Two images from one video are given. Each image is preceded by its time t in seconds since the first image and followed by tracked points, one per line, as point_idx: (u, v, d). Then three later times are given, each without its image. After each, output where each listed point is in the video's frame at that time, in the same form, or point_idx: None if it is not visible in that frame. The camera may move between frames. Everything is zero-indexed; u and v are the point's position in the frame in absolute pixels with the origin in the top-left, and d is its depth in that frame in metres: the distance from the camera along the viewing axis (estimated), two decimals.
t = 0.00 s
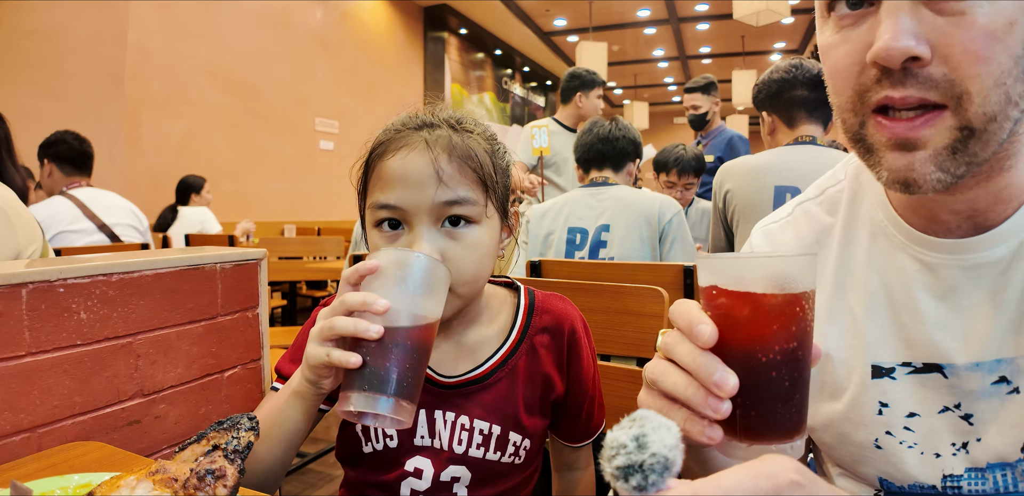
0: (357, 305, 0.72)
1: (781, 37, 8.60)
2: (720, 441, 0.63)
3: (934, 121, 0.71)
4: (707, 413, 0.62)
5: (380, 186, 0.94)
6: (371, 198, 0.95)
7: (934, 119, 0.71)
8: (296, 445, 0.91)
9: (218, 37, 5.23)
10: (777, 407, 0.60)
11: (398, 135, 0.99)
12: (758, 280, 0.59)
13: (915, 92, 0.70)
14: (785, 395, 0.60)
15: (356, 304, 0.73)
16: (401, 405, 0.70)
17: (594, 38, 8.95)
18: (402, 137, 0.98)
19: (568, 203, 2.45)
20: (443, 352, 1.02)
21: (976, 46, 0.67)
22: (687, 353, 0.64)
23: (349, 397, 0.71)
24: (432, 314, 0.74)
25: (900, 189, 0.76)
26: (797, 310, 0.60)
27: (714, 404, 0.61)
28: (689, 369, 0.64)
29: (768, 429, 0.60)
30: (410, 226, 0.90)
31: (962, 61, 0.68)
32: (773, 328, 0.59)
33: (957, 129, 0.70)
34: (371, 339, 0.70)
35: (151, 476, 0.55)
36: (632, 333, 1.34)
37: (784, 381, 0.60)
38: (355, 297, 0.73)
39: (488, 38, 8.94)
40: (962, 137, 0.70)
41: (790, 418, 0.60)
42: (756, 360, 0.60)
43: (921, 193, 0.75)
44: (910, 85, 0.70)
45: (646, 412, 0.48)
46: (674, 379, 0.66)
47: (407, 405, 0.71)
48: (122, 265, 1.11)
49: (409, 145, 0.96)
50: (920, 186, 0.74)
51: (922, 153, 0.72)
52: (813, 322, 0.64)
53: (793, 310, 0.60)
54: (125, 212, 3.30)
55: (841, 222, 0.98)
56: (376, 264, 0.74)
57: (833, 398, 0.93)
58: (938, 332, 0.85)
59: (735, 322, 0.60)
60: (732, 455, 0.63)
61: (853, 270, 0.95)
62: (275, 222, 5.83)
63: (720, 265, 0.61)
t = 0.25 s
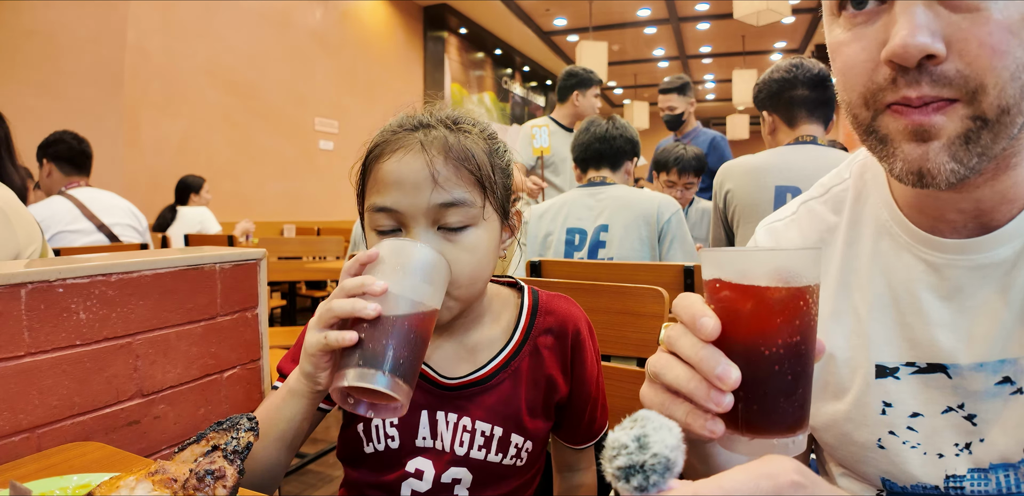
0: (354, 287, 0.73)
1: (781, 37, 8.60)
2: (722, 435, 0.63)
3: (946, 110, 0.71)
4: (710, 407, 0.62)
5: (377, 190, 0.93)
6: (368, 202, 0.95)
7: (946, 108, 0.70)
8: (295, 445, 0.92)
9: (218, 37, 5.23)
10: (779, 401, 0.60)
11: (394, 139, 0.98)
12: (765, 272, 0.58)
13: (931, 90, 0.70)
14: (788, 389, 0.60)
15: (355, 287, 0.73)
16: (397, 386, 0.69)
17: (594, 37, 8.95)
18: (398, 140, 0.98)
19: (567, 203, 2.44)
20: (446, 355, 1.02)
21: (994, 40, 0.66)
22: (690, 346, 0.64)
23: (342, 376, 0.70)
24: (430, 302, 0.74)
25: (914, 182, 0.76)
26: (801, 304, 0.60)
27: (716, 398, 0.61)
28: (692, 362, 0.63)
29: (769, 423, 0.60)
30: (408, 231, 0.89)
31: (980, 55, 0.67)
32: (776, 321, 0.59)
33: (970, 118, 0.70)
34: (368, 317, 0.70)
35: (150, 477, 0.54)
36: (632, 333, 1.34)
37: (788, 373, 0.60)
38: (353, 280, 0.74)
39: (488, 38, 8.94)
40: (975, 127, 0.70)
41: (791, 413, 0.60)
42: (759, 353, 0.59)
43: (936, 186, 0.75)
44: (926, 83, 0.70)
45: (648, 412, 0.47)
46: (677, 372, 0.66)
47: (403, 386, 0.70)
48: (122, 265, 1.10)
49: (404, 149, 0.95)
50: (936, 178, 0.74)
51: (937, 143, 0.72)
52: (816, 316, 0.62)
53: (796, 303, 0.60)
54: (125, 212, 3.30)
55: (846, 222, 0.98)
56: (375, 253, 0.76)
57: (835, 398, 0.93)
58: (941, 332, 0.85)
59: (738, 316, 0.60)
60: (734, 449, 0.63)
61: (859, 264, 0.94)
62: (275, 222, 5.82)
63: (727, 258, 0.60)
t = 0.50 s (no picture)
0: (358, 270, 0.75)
1: (781, 37, 8.60)
2: (716, 399, 0.64)
3: (919, 143, 0.73)
4: (706, 369, 0.63)
5: (378, 194, 0.94)
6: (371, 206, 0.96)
7: (919, 141, 0.72)
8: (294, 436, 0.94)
9: (218, 37, 5.23)
10: (776, 372, 0.59)
11: (394, 142, 0.99)
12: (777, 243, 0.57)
13: (901, 124, 0.72)
14: (787, 361, 0.59)
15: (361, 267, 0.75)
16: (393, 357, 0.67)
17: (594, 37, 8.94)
18: (397, 144, 0.98)
19: (565, 204, 2.44)
20: (451, 355, 1.02)
21: (955, 81, 0.67)
22: (695, 307, 0.64)
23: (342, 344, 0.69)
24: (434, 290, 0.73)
25: (898, 197, 0.80)
26: (811, 276, 0.58)
27: (712, 360, 0.62)
28: (695, 322, 0.64)
29: (768, 397, 0.59)
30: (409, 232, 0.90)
31: (944, 94, 0.68)
32: (783, 291, 0.58)
33: (939, 149, 0.72)
34: (370, 291, 0.71)
35: (150, 477, 0.54)
36: (632, 333, 1.34)
37: (787, 347, 0.59)
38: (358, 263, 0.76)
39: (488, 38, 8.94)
40: (947, 157, 0.72)
41: (789, 392, 0.60)
42: (762, 320, 0.59)
43: (915, 203, 0.78)
44: (896, 118, 0.71)
45: (648, 413, 0.48)
46: (679, 331, 0.67)
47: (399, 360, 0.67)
48: (122, 265, 1.10)
49: (403, 151, 0.95)
50: (915, 196, 0.77)
51: (915, 169, 0.75)
52: (826, 291, 0.61)
53: (807, 274, 0.58)
54: (124, 213, 3.30)
55: (855, 215, 0.99)
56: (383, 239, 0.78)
57: (841, 387, 0.93)
58: (950, 323, 0.85)
59: (746, 284, 0.60)
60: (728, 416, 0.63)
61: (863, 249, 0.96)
62: (275, 222, 5.82)
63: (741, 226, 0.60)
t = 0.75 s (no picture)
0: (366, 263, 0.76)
1: (781, 37, 8.60)
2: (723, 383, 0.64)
3: (918, 149, 0.73)
4: (716, 351, 0.63)
5: (386, 196, 0.94)
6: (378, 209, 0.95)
7: (918, 147, 0.73)
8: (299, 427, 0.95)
9: (218, 36, 5.23)
10: (785, 359, 0.59)
11: (402, 145, 0.99)
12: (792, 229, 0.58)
13: (897, 128, 0.72)
14: (797, 347, 0.59)
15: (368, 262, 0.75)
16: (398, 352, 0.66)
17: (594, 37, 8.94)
18: (405, 146, 0.98)
19: (565, 204, 2.43)
20: (457, 356, 1.03)
21: (949, 86, 0.68)
22: (709, 289, 0.65)
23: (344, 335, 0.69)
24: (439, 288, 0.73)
25: (898, 199, 0.80)
26: (828, 265, 0.58)
27: (722, 343, 0.62)
28: (708, 305, 0.64)
29: (772, 383, 0.60)
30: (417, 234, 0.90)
31: (939, 99, 0.68)
32: (799, 278, 0.58)
33: (939, 155, 0.72)
34: (375, 285, 0.71)
35: (150, 477, 0.54)
36: (632, 334, 1.34)
37: (798, 332, 0.58)
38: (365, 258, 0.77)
39: (488, 38, 8.93)
40: (945, 161, 0.73)
41: (796, 381, 0.60)
42: (775, 305, 0.59)
43: (916, 205, 0.79)
44: (892, 123, 0.72)
45: (648, 414, 0.47)
46: (691, 313, 0.67)
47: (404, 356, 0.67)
48: (122, 265, 1.10)
49: (411, 153, 0.95)
50: (915, 199, 0.78)
51: (914, 175, 0.75)
52: (843, 284, 0.60)
53: (823, 263, 0.58)
54: (125, 213, 3.29)
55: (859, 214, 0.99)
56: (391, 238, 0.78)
57: (842, 385, 0.94)
58: (953, 321, 0.86)
59: (762, 270, 0.60)
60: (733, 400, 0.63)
61: (876, 253, 0.94)
62: (275, 222, 5.83)
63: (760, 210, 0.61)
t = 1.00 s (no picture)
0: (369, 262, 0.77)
1: (781, 37, 8.60)
2: (736, 370, 0.64)
3: (911, 153, 0.73)
4: (728, 338, 0.63)
5: (391, 201, 0.94)
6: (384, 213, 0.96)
7: (909, 151, 0.73)
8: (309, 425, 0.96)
9: (218, 37, 5.23)
10: (798, 346, 0.59)
11: (406, 150, 0.99)
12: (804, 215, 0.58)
13: (889, 133, 0.72)
14: (810, 334, 0.59)
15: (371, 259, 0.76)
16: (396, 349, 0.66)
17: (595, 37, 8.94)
18: (410, 151, 0.98)
19: (565, 204, 2.43)
20: (467, 358, 1.03)
21: (941, 90, 0.68)
22: (721, 277, 0.64)
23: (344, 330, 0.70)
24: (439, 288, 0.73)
25: (893, 202, 0.81)
26: (840, 251, 0.58)
27: (735, 329, 0.62)
28: (720, 293, 0.64)
29: (786, 369, 0.60)
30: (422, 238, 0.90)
31: (931, 103, 0.69)
32: (811, 264, 0.58)
33: (930, 158, 0.72)
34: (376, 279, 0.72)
35: (150, 477, 0.55)
36: (631, 334, 1.34)
37: (810, 317, 0.59)
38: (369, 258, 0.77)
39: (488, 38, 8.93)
40: (937, 165, 0.73)
41: (808, 368, 0.60)
42: (786, 292, 0.59)
43: (910, 208, 0.79)
44: (884, 127, 0.72)
45: (646, 414, 0.48)
46: (702, 300, 0.67)
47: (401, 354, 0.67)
48: (121, 265, 1.11)
49: (415, 158, 0.96)
50: (910, 201, 0.78)
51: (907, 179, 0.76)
52: (855, 271, 0.60)
53: (836, 249, 0.58)
54: (125, 213, 3.30)
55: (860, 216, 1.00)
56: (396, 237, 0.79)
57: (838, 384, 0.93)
58: (951, 320, 0.86)
59: (774, 257, 0.60)
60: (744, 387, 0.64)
61: (874, 250, 0.95)
62: (275, 222, 5.83)
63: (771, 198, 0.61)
